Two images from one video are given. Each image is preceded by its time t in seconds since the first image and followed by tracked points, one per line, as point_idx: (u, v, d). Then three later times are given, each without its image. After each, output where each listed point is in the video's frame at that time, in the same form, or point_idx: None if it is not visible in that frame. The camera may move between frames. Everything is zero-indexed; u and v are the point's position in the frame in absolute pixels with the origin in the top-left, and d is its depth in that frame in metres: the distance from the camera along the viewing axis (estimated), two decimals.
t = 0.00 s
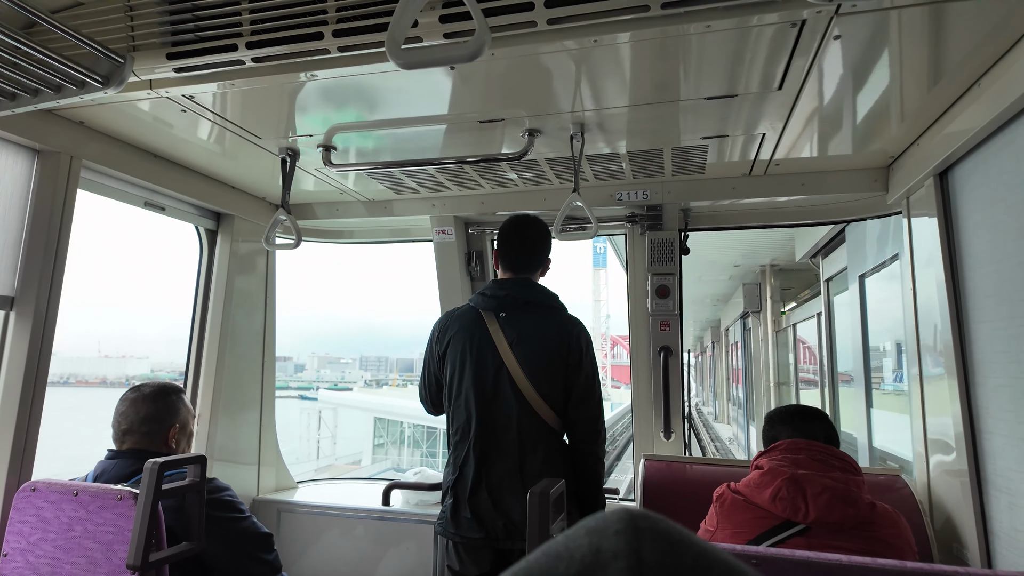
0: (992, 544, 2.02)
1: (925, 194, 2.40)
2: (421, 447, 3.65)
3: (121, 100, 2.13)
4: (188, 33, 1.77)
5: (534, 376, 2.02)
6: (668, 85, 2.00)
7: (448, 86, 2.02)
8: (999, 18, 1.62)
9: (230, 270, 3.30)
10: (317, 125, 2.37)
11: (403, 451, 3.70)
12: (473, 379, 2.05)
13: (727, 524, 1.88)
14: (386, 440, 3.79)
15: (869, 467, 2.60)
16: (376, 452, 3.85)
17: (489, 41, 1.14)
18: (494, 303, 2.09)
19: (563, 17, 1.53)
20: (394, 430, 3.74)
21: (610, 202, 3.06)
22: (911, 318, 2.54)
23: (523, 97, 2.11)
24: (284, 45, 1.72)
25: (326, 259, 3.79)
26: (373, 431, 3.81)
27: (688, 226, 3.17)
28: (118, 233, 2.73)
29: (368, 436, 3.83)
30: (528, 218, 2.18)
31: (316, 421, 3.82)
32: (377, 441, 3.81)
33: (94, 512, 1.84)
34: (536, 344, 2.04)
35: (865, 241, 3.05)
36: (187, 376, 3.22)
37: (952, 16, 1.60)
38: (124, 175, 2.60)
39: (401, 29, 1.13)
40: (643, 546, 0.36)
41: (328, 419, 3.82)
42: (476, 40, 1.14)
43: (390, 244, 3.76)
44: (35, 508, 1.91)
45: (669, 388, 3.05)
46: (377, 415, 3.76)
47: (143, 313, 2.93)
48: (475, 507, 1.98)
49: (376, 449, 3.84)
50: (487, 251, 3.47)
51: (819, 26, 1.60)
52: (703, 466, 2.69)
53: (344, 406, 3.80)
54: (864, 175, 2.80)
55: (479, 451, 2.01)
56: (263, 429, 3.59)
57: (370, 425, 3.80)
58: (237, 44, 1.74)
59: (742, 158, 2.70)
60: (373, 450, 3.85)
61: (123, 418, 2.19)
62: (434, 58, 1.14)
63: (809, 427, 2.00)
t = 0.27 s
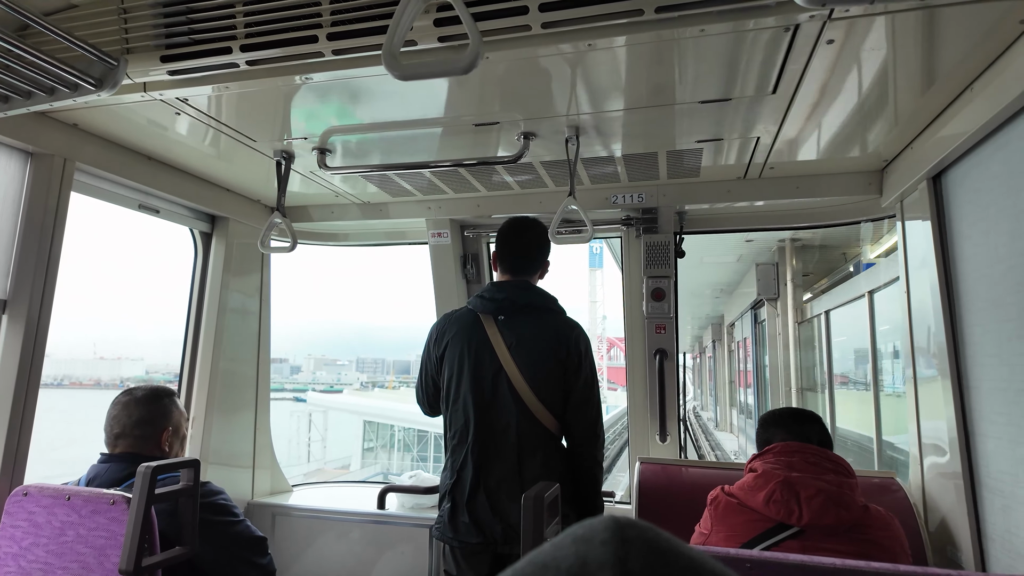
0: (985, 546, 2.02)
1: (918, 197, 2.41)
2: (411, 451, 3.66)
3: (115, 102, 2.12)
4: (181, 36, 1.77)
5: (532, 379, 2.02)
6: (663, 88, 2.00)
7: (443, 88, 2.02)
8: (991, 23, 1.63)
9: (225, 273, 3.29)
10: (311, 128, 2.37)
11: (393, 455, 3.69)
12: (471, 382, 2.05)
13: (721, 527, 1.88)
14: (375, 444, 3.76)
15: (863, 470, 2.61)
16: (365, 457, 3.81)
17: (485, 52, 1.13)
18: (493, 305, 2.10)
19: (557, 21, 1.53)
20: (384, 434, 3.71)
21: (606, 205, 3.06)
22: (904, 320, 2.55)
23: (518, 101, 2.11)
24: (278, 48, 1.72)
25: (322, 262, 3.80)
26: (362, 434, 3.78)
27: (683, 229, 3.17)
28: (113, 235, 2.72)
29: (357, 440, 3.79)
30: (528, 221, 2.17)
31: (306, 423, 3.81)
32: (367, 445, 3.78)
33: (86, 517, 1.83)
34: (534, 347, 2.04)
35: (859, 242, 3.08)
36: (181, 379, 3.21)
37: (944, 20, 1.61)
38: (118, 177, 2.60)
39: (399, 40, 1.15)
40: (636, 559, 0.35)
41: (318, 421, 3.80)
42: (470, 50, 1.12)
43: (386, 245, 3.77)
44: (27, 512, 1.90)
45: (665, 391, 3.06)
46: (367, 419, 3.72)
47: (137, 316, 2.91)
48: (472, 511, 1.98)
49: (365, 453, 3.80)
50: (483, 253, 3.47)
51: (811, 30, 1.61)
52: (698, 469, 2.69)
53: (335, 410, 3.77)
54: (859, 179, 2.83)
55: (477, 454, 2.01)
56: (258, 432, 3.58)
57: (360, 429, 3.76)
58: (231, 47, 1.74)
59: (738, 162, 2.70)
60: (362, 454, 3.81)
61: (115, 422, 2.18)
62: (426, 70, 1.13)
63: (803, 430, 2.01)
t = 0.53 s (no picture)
0: (977, 552, 2.03)
1: (910, 204, 2.43)
2: (402, 456, 3.73)
3: (111, 109, 2.12)
4: (177, 43, 1.77)
5: (523, 385, 2.03)
6: (659, 96, 2.01)
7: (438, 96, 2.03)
8: (980, 33, 1.65)
9: (221, 278, 3.29)
10: (307, 134, 2.37)
11: (383, 459, 3.75)
12: (463, 388, 2.05)
13: (715, 534, 1.89)
14: (365, 448, 3.84)
15: (857, 475, 2.62)
16: (355, 461, 3.88)
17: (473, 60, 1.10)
18: (485, 311, 2.10)
19: (550, 30, 1.54)
20: (374, 438, 3.77)
21: (601, 211, 3.08)
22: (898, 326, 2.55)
23: (513, 108, 2.12)
24: (273, 56, 1.72)
25: (318, 267, 3.80)
26: (352, 439, 3.83)
27: (678, 235, 3.19)
28: (108, 241, 2.71)
29: (346, 444, 3.85)
30: (522, 226, 2.19)
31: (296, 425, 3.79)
32: (358, 449, 3.85)
33: (80, 524, 1.82)
34: (525, 353, 2.04)
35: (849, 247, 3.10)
36: (176, 384, 3.20)
37: (934, 29, 1.62)
38: (113, 183, 2.60)
39: (387, 45, 1.09)
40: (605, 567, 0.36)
41: (308, 425, 3.80)
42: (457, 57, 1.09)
43: (382, 252, 3.78)
44: (20, 519, 1.89)
45: (660, 396, 3.06)
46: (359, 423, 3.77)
47: (133, 321, 2.91)
48: (463, 518, 1.99)
49: (355, 458, 3.87)
50: (478, 259, 3.48)
51: (802, 41, 1.63)
52: (693, 475, 2.70)
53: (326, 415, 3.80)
54: (853, 185, 2.82)
55: (469, 460, 2.01)
56: (253, 437, 3.58)
57: (349, 433, 3.81)
58: (226, 54, 1.74)
59: (733, 168, 2.71)
60: (351, 459, 3.88)
61: (110, 428, 2.18)
62: (415, 78, 1.10)
63: (796, 436, 2.02)
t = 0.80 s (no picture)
0: (951, 565, 2.06)
1: (886, 220, 2.46)
2: (393, 462, 3.69)
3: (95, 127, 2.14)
4: (158, 65, 1.79)
5: (500, 400, 2.05)
6: (642, 114, 2.04)
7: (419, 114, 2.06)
8: (946, 58, 1.68)
9: (208, 289, 3.31)
10: (291, 151, 2.40)
11: (373, 466, 3.73)
12: (440, 402, 2.08)
13: (691, 547, 1.91)
14: (355, 454, 3.81)
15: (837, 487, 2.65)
16: (345, 467, 3.87)
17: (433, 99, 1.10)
18: (462, 326, 2.12)
19: (523, 55, 1.56)
20: (364, 443, 3.75)
21: (585, 224, 3.11)
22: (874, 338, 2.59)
23: (493, 126, 2.14)
24: (252, 77, 1.74)
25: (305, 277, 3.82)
26: (342, 444, 3.82)
27: (661, 247, 3.22)
28: (95, 254, 2.73)
29: (337, 449, 3.84)
30: (503, 240, 2.22)
31: (285, 431, 3.82)
32: (348, 455, 3.82)
33: (61, 539, 1.84)
34: (502, 368, 2.07)
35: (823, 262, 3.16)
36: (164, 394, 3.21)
37: (902, 53, 1.66)
38: (99, 198, 2.62)
39: (351, 85, 1.09)
40: None
41: (297, 430, 3.83)
42: (418, 100, 1.10)
43: (374, 262, 3.80)
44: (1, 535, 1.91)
45: (644, 407, 3.09)
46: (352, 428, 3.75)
47: (122, 332, 2.93)
48: (440, 531, 2.01)
49: (344, 463, 3.85)
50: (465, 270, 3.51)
51: (770, 65, 1.68)
52: (679, 486, 2.72)
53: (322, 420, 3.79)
54: (831, 201, 2.87)
55: (445, 474, 2.03)
56: (240, 447, 3.60)
57: (338, 438, 3.80)
58: (206, 76, 1.75)
59: (713, 183, 2.74)
60: (341, 465, 3.86)
61: (93, 442, 2.19)
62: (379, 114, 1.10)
63: (771, 450, 2.04)
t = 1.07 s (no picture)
0: (935, 561, 2.05)
1: (872, 217, 2.46)
2: (382, 465, 3.68)
3: (76, 122, 2.13)
4: (137, 60, 1.78)
5: (480, 397, 2.04)
6: (626, 109, 2.03)
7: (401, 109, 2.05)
8: (925, 53, 1.68)
9: (194, 287, 3.30)
10: (275, 147, 2.39)
11: (362, 469, 3.71)
12: (420, 400, 2.07)
13: (675, 545, 1.91)
14: (343, 457, 3.77)
15: (825, 484, 2.64)
16: (333, 471, 3.83)
17: (398, 90, 1.11)
18: (443, 323, 2.11)
19: (501, 48, 1.55)
20: (353, 446, 3.73)
21: (573, 222, 3.10)
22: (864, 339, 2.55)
23: (476, 121, 2.13)
24: (229, 71, 1.73)
25: (294, 275, 3.81)
26: (330, 447, 3.79)
27: (649, 245, 3.21)
28: (79, 251, 2.71)
29: (325, 451, 3.81)
30: (486, 236, 2.21)
31: (273, 433, 3.80)
32: (337, 458, 3.79)
33: (38, 537, 1.82)
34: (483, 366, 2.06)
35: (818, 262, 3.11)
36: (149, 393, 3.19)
37: (883, 47, 1.65)
38: (82, 194, 2.60)
39: (313, 82, 1.10)
40: None
41: (286, 432, 3.80)
42: (380, 89, 1.10)
43: (363, 260, 3.80)
44: None
45: (632, 405, 3.08)
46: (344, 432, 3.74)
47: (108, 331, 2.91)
48: (420, 529, 2.00)
49: (332, 467, 3.82)
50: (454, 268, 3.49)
51: (751, 59, 1.67)
52: (669, 484, 2.70)
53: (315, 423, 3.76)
54: (818, 198, 2.86)
55: (425, 472, 2.02)
56: (228, 446, 3.58)
57: (327, 441, 3.77)
58: (184, 70, 1.74)
59: (698, 180, 2.73)
60: (330, 468, 3.83)
61: (74, 440, 2.17)
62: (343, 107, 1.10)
63: (755, 447, 2.03)
